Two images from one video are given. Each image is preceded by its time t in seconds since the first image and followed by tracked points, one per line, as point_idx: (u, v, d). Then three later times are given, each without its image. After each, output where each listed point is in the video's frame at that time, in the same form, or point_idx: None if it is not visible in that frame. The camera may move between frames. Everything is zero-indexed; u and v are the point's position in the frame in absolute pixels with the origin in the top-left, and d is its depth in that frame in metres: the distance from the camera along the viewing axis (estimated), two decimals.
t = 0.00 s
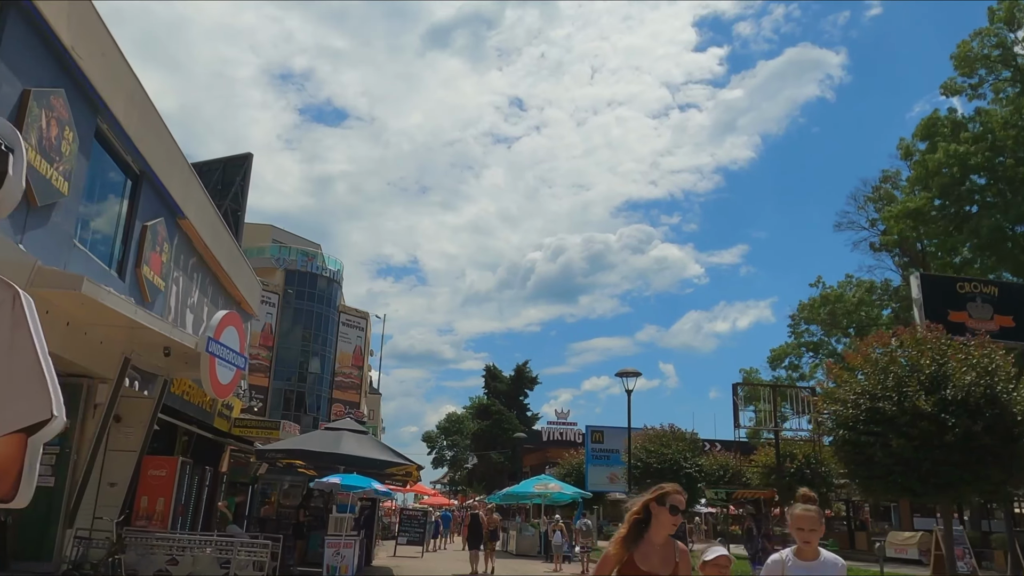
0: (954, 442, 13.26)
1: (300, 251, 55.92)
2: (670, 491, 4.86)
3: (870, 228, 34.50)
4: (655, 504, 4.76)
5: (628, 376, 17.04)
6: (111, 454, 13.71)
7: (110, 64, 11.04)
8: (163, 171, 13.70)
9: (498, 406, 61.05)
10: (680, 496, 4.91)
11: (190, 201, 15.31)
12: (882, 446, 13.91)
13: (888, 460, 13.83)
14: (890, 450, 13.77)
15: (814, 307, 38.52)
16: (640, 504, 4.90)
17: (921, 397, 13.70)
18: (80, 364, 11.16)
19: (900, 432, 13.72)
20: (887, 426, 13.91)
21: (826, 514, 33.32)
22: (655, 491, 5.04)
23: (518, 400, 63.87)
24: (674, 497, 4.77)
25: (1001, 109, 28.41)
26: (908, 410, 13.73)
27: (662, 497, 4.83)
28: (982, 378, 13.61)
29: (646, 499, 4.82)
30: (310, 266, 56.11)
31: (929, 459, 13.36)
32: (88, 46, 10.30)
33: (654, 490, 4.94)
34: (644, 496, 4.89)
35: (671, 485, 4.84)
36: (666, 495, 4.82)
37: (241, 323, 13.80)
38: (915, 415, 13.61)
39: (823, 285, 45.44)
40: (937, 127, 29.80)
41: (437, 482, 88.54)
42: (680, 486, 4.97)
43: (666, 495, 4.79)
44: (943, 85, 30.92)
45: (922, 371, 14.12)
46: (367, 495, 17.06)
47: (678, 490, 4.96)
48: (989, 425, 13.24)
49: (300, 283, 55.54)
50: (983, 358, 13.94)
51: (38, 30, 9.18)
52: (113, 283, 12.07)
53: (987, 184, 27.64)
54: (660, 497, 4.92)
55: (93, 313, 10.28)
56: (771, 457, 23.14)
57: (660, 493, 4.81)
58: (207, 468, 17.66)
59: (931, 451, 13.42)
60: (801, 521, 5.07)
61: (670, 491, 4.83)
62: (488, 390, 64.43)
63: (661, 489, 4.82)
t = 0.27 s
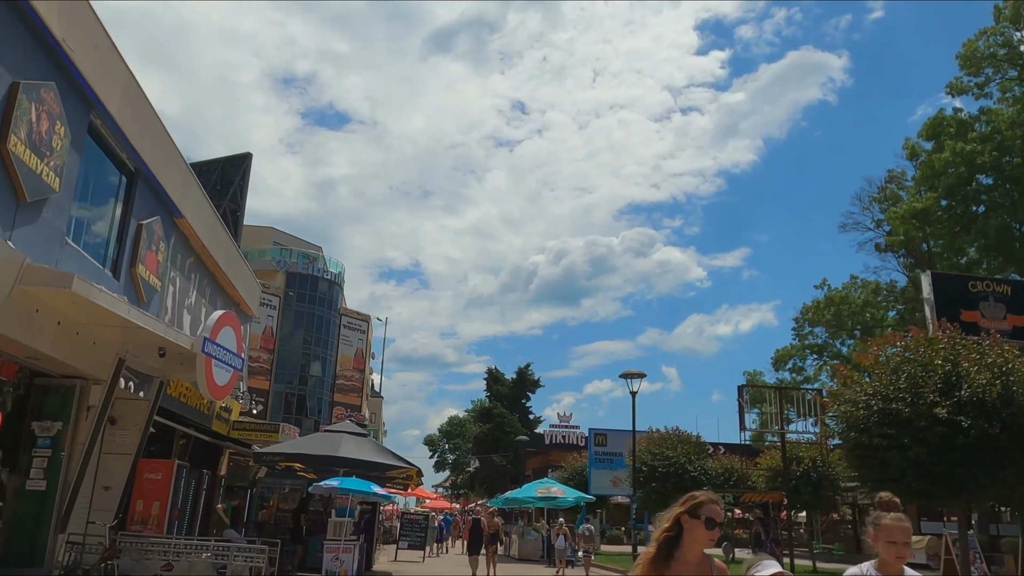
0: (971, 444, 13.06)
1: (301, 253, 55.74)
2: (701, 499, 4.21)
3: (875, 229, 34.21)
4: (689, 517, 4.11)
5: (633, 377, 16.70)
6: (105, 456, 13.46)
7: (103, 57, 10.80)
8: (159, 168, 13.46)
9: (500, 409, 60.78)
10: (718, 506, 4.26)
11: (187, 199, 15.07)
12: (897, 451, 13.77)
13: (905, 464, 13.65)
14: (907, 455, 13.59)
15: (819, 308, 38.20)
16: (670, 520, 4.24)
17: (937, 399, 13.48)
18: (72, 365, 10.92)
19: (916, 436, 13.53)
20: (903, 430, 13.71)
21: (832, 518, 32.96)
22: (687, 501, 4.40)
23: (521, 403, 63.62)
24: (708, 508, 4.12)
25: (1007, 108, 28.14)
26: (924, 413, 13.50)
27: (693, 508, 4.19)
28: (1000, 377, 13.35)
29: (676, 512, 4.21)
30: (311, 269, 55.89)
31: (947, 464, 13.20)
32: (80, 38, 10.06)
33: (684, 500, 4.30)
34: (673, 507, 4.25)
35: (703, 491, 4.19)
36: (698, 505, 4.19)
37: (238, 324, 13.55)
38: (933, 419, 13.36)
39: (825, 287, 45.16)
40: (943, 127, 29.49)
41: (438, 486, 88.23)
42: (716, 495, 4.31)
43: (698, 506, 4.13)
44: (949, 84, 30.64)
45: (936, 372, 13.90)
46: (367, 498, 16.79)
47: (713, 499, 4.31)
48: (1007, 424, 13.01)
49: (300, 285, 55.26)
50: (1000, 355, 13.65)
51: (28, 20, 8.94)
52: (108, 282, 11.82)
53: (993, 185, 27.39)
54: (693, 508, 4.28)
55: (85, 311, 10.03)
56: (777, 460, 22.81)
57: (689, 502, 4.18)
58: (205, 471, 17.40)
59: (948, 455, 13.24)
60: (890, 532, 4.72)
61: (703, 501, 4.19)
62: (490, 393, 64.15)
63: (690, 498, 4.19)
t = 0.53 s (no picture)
0: (990, 449, 12.99)
1: (303, 258, 55.52)
2: (757, 487, 3.69)
3: (882, 233, 33.91)
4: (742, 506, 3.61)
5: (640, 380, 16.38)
6: (102, 461, 13.30)
7: (101, 54, 10.63)
8: (159, 168, 13.29)
9: (503, 415, 60.45)
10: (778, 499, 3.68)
11: (187, 200, 14.89)
12: (911, 454, 13.93)
13: (921, 468, 13.73)
14: (924, 459, 13.64)
15: (826, 312, 37.88)
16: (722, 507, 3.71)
17: (955, 403, 13.49)
18: (68, 366, 10.71)
19: (933, 440, 13.59)
20: (919, 433, 13.79)
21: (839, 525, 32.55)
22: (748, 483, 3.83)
23: (524, 409, 63.30)
24: (765, 500, 3.59)
25: (1015, 110, 27.86)
26: (941, 417, 13.54)
27: (747, 497, 3.67)
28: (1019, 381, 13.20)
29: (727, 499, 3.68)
30: (314, 274, 55.71)
31: (962, 469, 13.25)
32: (78, 33, 9.88)
33: (736, 489, 3.78)
34: (726, 497, 3.70)
35: (758, 477, 3.67)
36: (753, 494, 3.67)
37: (238, 325, 13.32)
38: (950, 423, 13.37)
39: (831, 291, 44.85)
40: (951, 129, 29.18)
41: (441, 493, 87.77)
42: (773, 483, 3.79)
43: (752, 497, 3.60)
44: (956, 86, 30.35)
45: (953, 374, 13.92)
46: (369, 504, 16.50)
47: (771, 487, 3.78)
48: None
49: (303, 291, 55.04)
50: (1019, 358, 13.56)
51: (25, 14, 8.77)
52: (106, 283, 11.62)
53: (1002, 187, 27.10)
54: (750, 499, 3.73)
55: (81, 310, 9.83)
56: (786, 465, 22.48)
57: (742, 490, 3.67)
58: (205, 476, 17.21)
59: (965, 458, 13.26)
60: (1000, 529, 4.25)
61: (759, 490, 3.67)
62: (493, 399, 63.84)
63: (744, 485, 3.67)
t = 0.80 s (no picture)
0: (1008, 449, 12.86)
1: (305, 260, 55.29)
2: (860, 502, 3.07)
3: (888, 232, 33.60)
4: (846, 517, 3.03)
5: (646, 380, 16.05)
6: (99, 464, 12.96)
7: (95, 47, 10.40)
8: (156, 165, 13.06)
9: (507, 417, 60.16)
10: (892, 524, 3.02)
11: (186, 198, 14.66)
12: (927, 456, 13.67)
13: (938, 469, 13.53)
14: (941, 460, 13.42)
15: (832, 312, 37.58)
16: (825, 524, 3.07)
17: (972, 402, 13.33)
18: (63, 367, 10.49)
19: (950, 440, 13.39)
20: (935, 433, 13.59)
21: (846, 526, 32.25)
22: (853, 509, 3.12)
23: (527, 411, 63.01)
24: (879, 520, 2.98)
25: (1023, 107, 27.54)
26: (959, 417, 13.37)
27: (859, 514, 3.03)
28: None
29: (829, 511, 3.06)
30: (316, 276, 55.51)
31: (980, 469, 13.07)
32: (71, 25, 9.65)
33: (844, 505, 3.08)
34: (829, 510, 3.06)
35: (862, 490, 3.06)
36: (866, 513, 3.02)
37: (237, 325, 13.10)
38: (967, 423, 13.19)
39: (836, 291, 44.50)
40: (958, 126, 28.87)
41: (445, 495, 87.47)
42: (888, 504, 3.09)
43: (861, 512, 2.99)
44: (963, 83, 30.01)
45: (965, 373, 13.87)
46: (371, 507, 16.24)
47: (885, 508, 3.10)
48: None
49: (305, 292, 54.81)
50: None
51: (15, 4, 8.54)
52: (102, 282, 11.39)
53: (1010, 185, 26.79)
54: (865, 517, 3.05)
55: (75, 309, 9.61)
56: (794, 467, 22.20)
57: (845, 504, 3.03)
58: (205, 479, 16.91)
59: (982, 459, 13.10)
60: None
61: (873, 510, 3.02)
62: (496, 400, 63.55)
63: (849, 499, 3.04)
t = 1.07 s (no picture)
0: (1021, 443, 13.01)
1: (306, 255, 55.07)
2: None
3: (893, 226, 33.33)
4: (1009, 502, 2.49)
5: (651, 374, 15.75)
6: (93, 460, 12.71)
7: (86, 32, 10.14)
8: (150, 155, 12.80)
9: (508, 413, 59.94)
10: None
11: (181, 189, 14.41)
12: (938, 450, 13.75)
13: (952, 463, 13.58)
14: (955, 455, 13.47)
15: (836, 307, 37.33)
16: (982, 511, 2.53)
17: (985, 395, 13.43)
18: (54, 360, 10.24)
19: (964, 434, 13.45)
20: (947, 427, 13.65)
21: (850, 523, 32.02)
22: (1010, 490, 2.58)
23: (529, 407, 62.82)
24: None
25: None
26: (972, 411, 13.44)
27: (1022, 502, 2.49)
28: None
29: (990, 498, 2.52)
30: (317, 271, 55.29)
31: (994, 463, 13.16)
32: (60, 8, 9.39)
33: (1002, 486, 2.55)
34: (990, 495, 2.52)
35: None
36: None
37: (233, 317, 12.86)
38: (980, 417, 13.25)
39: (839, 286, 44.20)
40: (964, 119, 28.59)
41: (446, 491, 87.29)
42: None
43: None
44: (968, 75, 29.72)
45: (977, 366, 13.94)
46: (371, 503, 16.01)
47: None
48: None
49: (305, 288, 54.60)
50: None
51: None
52: (93, 272, 11.14)
53: (1016, 178, 26.53)
54: None
55: (65, 300, 9.38)
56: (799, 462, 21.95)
57: (1011, 486, 2.48)
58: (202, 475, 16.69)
59: (995, 454, 13.19)
60: None
61: None
62: (498, 397, 63.34)
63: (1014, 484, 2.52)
